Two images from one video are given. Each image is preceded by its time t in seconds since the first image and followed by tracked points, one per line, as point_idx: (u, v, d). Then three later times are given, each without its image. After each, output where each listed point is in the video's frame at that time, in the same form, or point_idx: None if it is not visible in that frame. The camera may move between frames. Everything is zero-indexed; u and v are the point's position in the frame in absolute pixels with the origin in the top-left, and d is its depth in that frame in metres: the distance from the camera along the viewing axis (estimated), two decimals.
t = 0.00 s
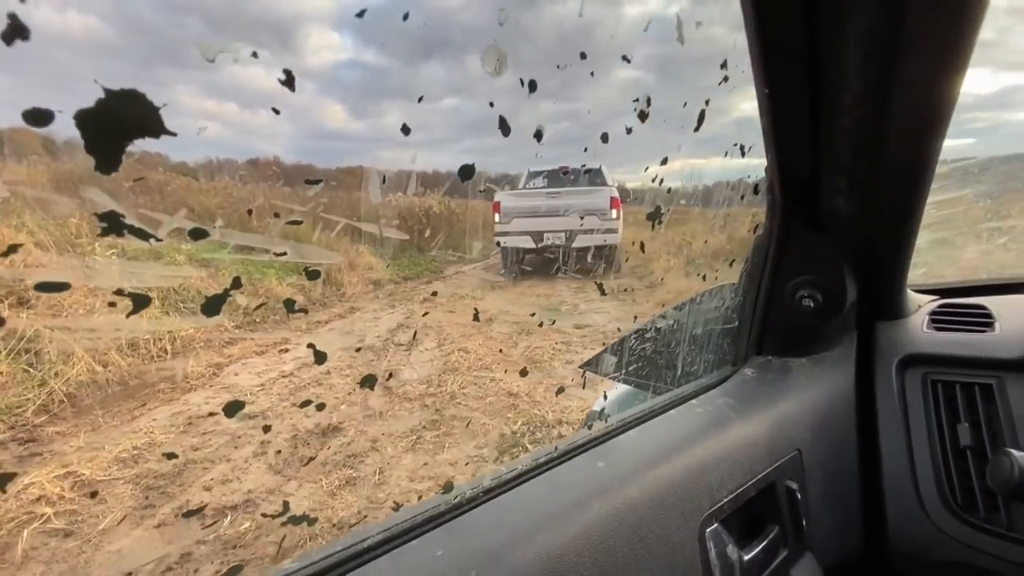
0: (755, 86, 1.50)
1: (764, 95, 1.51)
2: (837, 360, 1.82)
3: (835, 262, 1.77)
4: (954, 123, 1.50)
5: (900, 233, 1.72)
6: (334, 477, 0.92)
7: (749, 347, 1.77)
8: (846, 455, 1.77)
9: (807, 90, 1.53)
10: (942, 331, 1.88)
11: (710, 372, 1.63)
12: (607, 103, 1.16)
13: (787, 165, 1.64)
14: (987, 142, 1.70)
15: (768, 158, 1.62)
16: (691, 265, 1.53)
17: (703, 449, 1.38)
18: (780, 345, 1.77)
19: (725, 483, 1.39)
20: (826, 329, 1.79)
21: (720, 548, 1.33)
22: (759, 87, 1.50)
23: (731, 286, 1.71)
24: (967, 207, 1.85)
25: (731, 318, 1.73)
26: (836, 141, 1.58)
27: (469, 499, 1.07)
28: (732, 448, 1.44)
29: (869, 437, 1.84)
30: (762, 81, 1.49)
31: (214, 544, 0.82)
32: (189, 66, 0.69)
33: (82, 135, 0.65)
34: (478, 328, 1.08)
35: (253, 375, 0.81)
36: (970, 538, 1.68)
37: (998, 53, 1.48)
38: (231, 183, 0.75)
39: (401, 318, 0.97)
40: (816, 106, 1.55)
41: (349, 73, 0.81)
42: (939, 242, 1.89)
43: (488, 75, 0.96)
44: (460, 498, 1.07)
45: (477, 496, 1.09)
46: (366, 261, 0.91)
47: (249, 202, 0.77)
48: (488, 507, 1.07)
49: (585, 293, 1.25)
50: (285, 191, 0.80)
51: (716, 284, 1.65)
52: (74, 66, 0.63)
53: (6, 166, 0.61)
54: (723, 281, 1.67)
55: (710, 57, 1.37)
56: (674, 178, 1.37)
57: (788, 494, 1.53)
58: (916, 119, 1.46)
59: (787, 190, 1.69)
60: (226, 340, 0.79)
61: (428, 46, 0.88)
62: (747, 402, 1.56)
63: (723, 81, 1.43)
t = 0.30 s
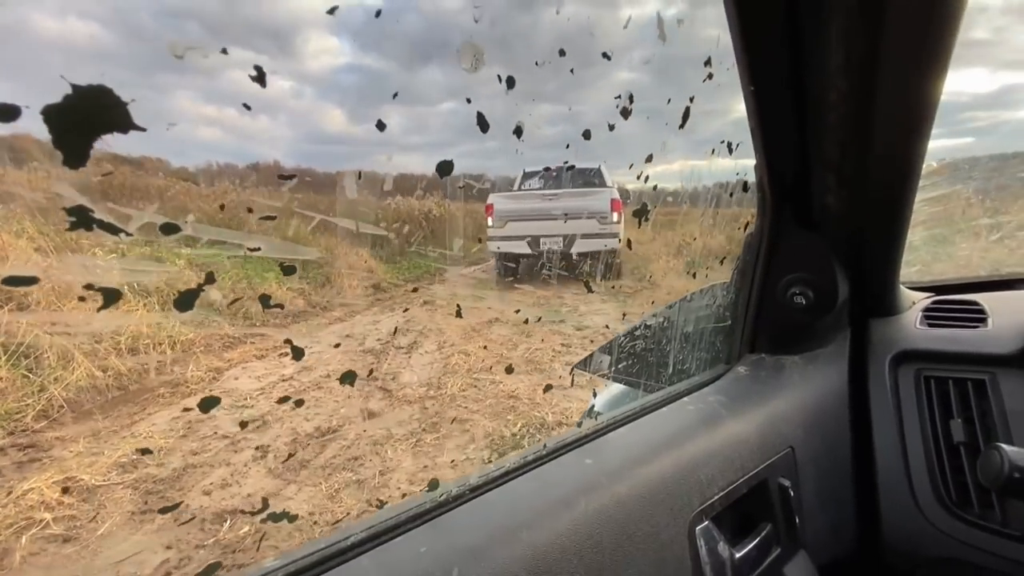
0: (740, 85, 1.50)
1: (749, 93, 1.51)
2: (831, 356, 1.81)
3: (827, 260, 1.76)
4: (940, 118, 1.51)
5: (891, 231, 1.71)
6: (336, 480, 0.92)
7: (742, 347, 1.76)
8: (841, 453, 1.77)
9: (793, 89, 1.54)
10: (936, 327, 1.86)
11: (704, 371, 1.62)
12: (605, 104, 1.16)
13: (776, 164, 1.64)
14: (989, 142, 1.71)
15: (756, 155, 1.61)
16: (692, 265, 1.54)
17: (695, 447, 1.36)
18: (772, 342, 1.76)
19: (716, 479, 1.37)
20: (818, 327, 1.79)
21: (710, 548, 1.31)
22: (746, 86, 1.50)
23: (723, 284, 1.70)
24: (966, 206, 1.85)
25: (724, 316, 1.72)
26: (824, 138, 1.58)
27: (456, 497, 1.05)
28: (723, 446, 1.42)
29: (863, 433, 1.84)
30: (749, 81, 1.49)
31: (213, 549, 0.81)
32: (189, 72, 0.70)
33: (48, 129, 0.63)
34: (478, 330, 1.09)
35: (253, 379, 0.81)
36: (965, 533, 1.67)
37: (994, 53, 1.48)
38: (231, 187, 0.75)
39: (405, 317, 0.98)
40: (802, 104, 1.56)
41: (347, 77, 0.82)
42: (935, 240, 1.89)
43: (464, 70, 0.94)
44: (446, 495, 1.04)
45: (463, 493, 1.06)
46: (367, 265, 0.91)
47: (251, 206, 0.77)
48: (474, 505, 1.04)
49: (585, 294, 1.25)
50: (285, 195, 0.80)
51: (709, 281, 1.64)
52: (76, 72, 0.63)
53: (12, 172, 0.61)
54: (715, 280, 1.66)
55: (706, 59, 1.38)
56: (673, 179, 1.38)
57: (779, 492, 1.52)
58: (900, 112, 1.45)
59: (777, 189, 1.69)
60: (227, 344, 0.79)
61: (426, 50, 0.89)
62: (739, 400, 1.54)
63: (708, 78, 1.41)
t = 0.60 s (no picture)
0: (736, 91, 1.50)
1: (747, 98, 1.51)
2: (831, 362, 1.81)
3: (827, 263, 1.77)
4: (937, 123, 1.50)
5: (890, 234, 1.71)
6: (336, 486, 0.92)
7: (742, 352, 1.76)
8: (842, 458, 1.77)
9: (790, 96, 1.53)
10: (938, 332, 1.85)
11: (704, 377, 1.63)
12: (604, 108, 1.16)
13: (774, 169, 1.64)
14: (989, 143, 1.71)
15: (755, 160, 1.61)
16: (691, 270, 1.54)
17: (695, 455, 1.35)
18: (771, 347, 1.77)
19: (718, 486, 1.37)
20: (819, 331, 1.79)
21: (711, 555, 1.30)
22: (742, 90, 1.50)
23: (723, 289, 1.70)
24: (968, 208, 1.85)
25: (724, 322, 1.72)
26: (821, 144, 1.58)
27: (455, 506, 1.04)
28: (723, 452, 1.41)
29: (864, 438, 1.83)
30: (744, 86, 1.50)
31: (214, 555, 0.81)
32: (191, 78, 0.70)
33: (38, 143, 0.62)
34: (479, 334, 1.09)
35: (254, 384, 0.81)
36: (966, 539, 1.67)
37: (991, 55, 1.48)
38: (232, 194, 0.76)
39: (404, 323, 0.97)
40: (798, 109, 1.55)
41: (348, 83, 0.82)
42: (937, 242, 1.89)
43: (459, 82, 0.93)
44: (444, 505, 1.03)
45: (461, 502, 1.05)
46: (368, 270, 0.91)
47: (252, 212, 0.78)
48: (471, 515, 1.03)
49: (585, 298, 1.25)
50: (286, 202, 0.80)
51: (708, 287, 1.64)
52: (77, 78, 0.63)
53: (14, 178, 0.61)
54: (715, 285, 1.67)
55: (704, 63, 1.39)
56: (673, 183, 1.38)
57: (779, 499, 1.52)
58: (896, 116, 1.45)
59: (775, 194, 1.69)
60: (228, 350, 0.78)
61: (426, 55, 0.89)
62: (739, 406, 1.54)
63: (704, 84, 1.41)
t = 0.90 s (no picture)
0: (739, 91, 1.52)
1: (748, 98, 1.53)
2: (834, 364, 1.81)
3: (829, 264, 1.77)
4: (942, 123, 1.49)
5: (895, 235, 1.70)
6: (336, 488, 0.92)
7: (744, 353, 1.76)
8: (845, 459, 1.77)
9: (794, 94, 1.54)
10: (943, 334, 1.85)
11: (705, 379, 1.63)
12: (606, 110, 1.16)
13: (777, 168, 1.65)
14: (992, 145, 1.70)
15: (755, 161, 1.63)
16: (693, 272, 1.54)
17: (697, 457, 1.35)
18: (774, 347, 1.76)
19: (721, 489, 1.37)
20: (821, 332, 1.78)
21: (713, 558, 1.30)
22: (744, 90, 1.52)
23: (726, 290, 1.70)
24: (970, 210, 1.84)
25: (726, 324, 1.72)
26: (825, 144, 1.58)
27: (453, 507, 1.04)
28: (725, 454, 1.41)
29: (867, 440, 1.83)
30: (748, 85, 1.52)
31: (215, 556, 0.81)
32: (192, 78, 0.70)
33: (33, 142, 0.62)
34: (479, 336, 1.09)
35: (256, 386, 0.81)
36: (972, 544, 1.65)
37: (994, 57, 1.47)
38: (235, 195, 0.76)
39: (405, 325, 0.97)
40: (802, 109, 1.56)
41: (349, 84, 0.82)
42: (941, 244, 1.89)
43: (459, 78, 0.93)
44: (444, 505, 1.03)
45: (461, 503, 1.05)
46: (370, 272, 0.91)
47: (254, 214, 0.78)
48: (471, 516, 1.03)
49: (587, 300, 1.25)
50: (288, 203, 0.80)
51: (711, 287, 1.64)
52: (79, 79, 0.63)
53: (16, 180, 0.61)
54: (718, 286, 1.66)
55: (707, 64, 1.39)
56: (675, 185, 1.38)
57: (783, 502, 1.52)
58: (900, 115, 1.44)
59: (779, 194, 1.70)
60: (230, 351, 0.78)
61: (429, 57, 0.89)
62: (742, 408, 1.54)
63: (708, 83, 1.41)
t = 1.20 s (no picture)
0: (745, 80, 1.51)
1: (754, 86, 1.52)
2: (837, 358, 1.80)
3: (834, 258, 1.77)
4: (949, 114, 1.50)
5: (899, 228, 1.71)
6: (336, 484, 0.92)
7: (747, 349, 1.76)
8: (849, 452, 1.76)
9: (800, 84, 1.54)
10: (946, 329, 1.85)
11: (708, 373, 1.62)
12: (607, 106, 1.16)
13: (782, 161, 1.64)
14: (991, 146, 1.70)
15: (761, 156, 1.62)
16: (694, 269, 1.53)
17: (699, 450, 1.35)
18: (777, 341, 1.76)
19: (724, 483, 1.37)
20: (823, 328, 1.78)
21: (716, 550, 1.30)
22: (750, 78, 1.51)
23: (728, 284, 1.70)
24: (971, 208, 1.84)
25: (728, 318, 1.72)
26: (831, 135, 1.58)
27: (455, 497, 1.03)
28: (728, 448, 1.41)
29: (870, 434, 1.83)
30: (753, 72, 1.50)
31: (214, 551, 0.81)
32: (191, 75, 0.70)
33: (33, 138, 0.62)
34: (479, 332, 1.09)
35: (255, 381, 0.81)
36: (977, 537, 1.66)
37: (995, 55, 1.47)
38: (235, 190, 0.76)
39: (406, 321, 0.97)
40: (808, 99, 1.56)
41: (348, 80, 0.82)
42: (941, 241, 1.89)
43: (461, 56, 0.93)
44: (445, 495, 1.03)
45: (463, 493, 1.05)
46: (371, 268, 0.91)
47: (254, 209, 0.78)
48: (471, 507, 1.03)
49: (587, 297, 1.25)
50: (289, 199, 0.80)
51: (713, 282, 1.63)
52: (78, 74, 0.63)
53: (13, 176, 0.61)
54: (719, 281, 1.66)
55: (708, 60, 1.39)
56: (677, 181, 1.38)
57: (785, 495, 1.52)
58: (907, 104, 1.45)
59: (783, 187, 1.69)
60: (229, 346, 0.78)
61: (429, 54, 0.89)
62: (745, 401, 1.54)
63: (712, 71, 1.41)
